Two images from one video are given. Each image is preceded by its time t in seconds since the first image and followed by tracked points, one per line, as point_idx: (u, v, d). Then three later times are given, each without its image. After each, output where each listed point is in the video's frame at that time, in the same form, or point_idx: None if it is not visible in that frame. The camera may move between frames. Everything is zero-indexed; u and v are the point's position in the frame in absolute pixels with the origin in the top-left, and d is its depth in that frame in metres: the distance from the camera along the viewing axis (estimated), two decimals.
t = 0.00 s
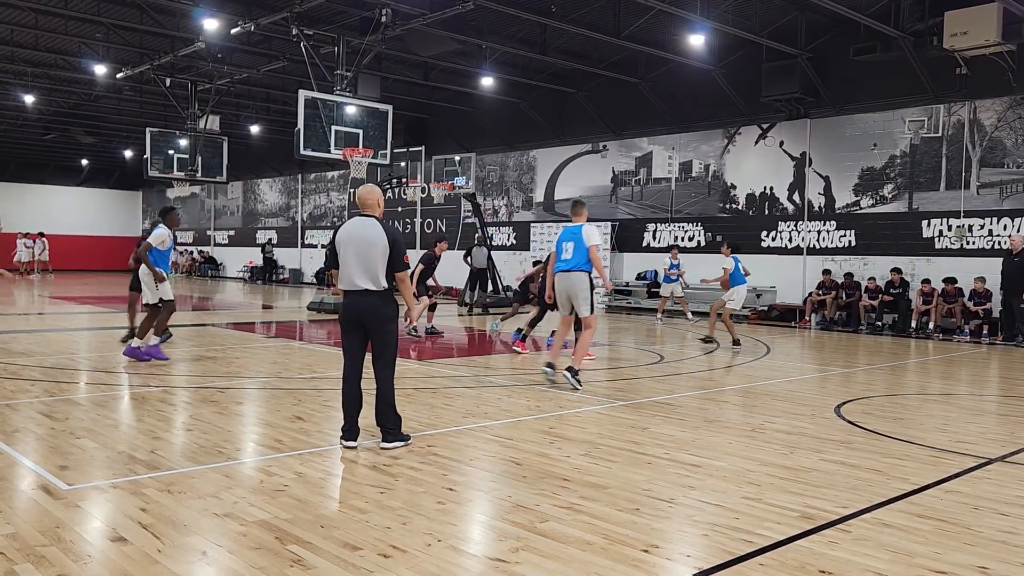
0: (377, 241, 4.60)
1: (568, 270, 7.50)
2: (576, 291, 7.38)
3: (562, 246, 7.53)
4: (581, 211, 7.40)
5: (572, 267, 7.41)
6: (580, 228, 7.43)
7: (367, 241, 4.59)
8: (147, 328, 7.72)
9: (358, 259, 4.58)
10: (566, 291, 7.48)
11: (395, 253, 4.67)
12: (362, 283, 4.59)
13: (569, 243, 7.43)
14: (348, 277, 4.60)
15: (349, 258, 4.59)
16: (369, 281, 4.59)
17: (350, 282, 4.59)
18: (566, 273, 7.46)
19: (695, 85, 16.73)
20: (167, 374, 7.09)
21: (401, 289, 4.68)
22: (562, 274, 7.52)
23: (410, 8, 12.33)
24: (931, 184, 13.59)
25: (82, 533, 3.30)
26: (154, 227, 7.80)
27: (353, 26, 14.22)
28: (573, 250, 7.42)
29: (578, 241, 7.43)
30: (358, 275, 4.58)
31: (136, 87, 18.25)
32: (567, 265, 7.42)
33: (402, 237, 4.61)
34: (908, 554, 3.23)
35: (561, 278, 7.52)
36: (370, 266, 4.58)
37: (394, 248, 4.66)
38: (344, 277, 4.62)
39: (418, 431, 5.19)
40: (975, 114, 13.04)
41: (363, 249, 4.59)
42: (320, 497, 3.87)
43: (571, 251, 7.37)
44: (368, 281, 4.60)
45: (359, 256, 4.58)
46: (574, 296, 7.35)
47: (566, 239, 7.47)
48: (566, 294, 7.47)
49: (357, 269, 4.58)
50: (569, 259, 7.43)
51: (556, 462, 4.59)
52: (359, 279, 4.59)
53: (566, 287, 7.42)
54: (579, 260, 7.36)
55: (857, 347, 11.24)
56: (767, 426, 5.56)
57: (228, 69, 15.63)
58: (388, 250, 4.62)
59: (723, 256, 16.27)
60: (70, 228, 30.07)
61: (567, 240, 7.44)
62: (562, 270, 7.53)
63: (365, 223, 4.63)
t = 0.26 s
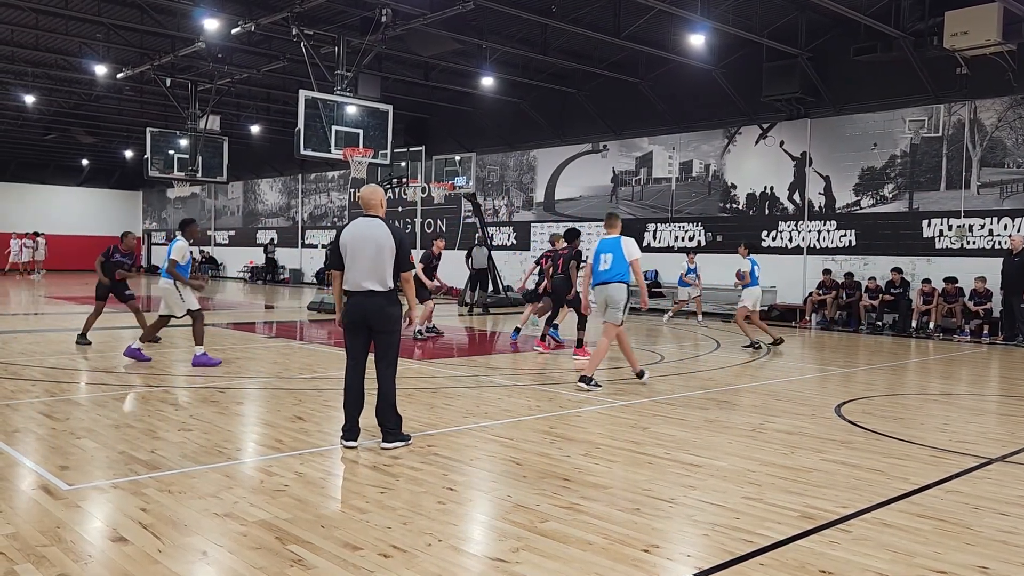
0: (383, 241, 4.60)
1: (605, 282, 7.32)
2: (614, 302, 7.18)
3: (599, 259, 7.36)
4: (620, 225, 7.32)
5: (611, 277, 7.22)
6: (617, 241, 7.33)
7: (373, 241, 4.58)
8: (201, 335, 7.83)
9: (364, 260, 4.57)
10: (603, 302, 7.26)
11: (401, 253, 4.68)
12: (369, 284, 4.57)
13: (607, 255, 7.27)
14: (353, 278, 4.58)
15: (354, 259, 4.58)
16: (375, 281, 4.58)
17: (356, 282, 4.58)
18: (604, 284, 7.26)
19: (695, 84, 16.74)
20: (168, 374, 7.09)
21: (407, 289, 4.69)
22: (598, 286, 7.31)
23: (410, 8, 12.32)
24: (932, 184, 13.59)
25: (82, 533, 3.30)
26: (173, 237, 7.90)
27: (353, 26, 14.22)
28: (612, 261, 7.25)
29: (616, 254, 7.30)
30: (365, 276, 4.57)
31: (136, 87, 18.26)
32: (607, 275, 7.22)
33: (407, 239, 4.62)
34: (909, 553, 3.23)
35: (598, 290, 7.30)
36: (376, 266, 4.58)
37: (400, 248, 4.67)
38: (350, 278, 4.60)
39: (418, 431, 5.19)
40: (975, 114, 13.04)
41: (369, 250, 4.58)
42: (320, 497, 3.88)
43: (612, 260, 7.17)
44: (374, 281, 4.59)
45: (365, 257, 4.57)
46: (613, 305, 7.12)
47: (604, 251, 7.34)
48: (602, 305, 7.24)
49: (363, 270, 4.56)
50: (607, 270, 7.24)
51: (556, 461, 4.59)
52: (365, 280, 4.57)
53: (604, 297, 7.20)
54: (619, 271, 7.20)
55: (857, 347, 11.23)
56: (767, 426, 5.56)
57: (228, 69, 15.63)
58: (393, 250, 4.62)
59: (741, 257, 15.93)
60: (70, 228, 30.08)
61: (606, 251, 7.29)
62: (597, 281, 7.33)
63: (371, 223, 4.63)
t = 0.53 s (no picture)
0: (387, 242, 4.62)
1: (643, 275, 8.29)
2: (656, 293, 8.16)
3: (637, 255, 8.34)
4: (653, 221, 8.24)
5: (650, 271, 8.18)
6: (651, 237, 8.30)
7: (377, 242, 4.59)
8: (209, 332, 7.75)
9: (369, 260, 4.57)
10: (645, 294, 8.24)
11: (404, 254, 4.70)
12: (374, 284, 4.58)
13: (644, 250, 8.25)
14: (357, 279, 4.57)
15: (359, 259, 4.57)
16: (380, 282, 4.59)
17: (361, 283, 4.57)
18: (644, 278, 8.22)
19: (696, 84, 16.74)
20: (168, 374, 7.10)
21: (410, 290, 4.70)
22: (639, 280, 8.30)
23: (410, 8, 12.31)
24: (932, 183, 13.59)
25: (83, 533, 3.30)
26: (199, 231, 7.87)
27: (353, 26, 14.22)
28: (649, 256, 8.24)
29: (652, 248, 8.30)
30: (369, 277, 4.56)
31: (137, 87, 18.27)
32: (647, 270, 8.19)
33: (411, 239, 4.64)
34: (909, 553, 3.23)
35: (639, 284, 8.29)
36: (381, 266, 4.58)
37: (402, 248, 4.69)
38: (354, 278, 4.58)
39: (418, 431, 5.19)
40: (976, 113, 13.03)
41: (375, 251, 4.59)
42: (321, 496, 3.88)
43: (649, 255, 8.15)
44: (378, 282, 4.59)
45: (371, 257, 4.57)
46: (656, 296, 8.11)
47: (640, 248, 8.31)
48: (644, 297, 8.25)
49: (369, 271, 4.56)
50: (645, 265, 8.23)
51: (556, 461, 4.59)
52: (370, 280, 4.57)
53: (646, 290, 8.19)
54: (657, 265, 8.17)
55: (858, 347, 11.24)
56: (768, 426, 5.56)
57: (228, 69, 15.64)
58: (398, 251, 4.64)
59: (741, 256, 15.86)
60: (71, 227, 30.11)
61: (642, 248, 8.28)
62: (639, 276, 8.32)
63: (374, 224, 4.64)
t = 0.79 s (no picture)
0: (394, 242, 4.62)
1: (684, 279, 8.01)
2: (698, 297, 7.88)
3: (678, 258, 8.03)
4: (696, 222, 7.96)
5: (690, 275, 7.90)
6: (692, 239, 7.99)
7: (384, 242, 4.60)
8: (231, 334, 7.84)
9: (375, 260, 4.57)
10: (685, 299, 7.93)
11: (411, 254, 4.71)
12: (380, 284, 4.58)
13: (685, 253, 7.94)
14: (363, 278, 4.57)
15: (366, 259, 4.57)
16: (386, 281, 4.59)
17: (367, 282, 4.57)
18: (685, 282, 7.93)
19: (701, 83, 16.72)
20: (175, 373, 7.12)
21: (416, 290, 4.71)
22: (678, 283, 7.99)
23: (415, 8, 12.30)
24: (939, 183, 13.54)
25: (90, 532, 3.31)
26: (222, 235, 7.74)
27: (358, 26, 14.22)
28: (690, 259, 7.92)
29: (692, 252, 8.02)
30: (375, 276, 4.57)
31: (143, 87, 18.32)
32: (688, 273, 7.89)
33: (418, 239, 4.65)
34: (915, 554, 3.22)
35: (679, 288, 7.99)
36: (387, 266, 4.59)
37: (410, 248, 4.69)
38: (360, 278, 4.59)
39: (424, 430, 5.20)
40: (983, 112, 12.98)
41: (381, 251, 4.59)
42: (326, 495, 3.89)
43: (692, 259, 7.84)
44: (385, 281, 4.59)
45: (376, 257, 4.57)
46: (698, 301, 7.83)
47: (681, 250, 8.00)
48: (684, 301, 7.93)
49: (375, 270, 4.56)
50: (687, 269, 7.93)
51: (561, 461, 4.59)
52: (376, 280, 4.57)
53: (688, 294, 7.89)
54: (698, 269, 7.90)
55: (864, 346, 11.22)
56: (774, 425, 5.56)
57: (234, 69, 15.67)
58: (404, 251, 4.64)
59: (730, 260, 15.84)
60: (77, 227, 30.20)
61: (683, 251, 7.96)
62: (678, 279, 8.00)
63: (381, 224, 4.65)
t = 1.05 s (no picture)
0: (406, 242, 4.63)
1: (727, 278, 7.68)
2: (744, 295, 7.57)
3: (721, 256, 7.70)
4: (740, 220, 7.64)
5: (735, 273, 7.58)
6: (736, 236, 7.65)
7: (397, 242, 4.61)
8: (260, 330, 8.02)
9: (388, 259, 4.58)
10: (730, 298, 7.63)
11: (423, 254, 4.72)
12: (393, 284, 4.59)
13: (731, 251, 7.60)
14: (376, 278, 4.58)
15: (379, 259, 4.58)
16: (398, 281, 4.60)
17: (380, 282, 4.58)
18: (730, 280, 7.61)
19: (715, 82, 16.67)
20: (189, 373, 7.17)
21: (428, 290, 4.72)
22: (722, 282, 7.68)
23: (427, 8, 12.30)
24: (956, 181, 13.42)
25: (105, 530, 3.34)
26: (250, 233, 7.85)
27: (371, 26, 14.25)
28: (737, 257, 7.59)
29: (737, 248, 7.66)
30: (388, 276, 4.58)
31: (158, 88, 18.44)
32: (734, 271, 7.56)
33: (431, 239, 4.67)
34: (931, 555, 3.20)
35: (723, 286, 7.67)
36: (400, 266, 4.60)
37: (422, 248, 4.70)
38: (373, 278, 4.60)
39: (437, 430, 5.20)
40: (1000, 111, 12.85)
41: (393, 251, 4.59)
42: (340, 494, 3.90)
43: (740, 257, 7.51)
44: (397, 281, 4.61)
45: (389, 257, 4.58)
46: (746, 300, 7.53)
47: (725, 248, 7.66)
48: (729, 301, 7.62)
49: (387, 270, 4.58)
50: (733, 266, 7.61)
51: (574, 460, 4.59)
52: (388, 280, 4.58)
53: (733, 292, 7.58)
54: (745, 267, 7.57)
55: (878, 347, 11.15)
56: (787, 426, 5.53)
57: (248, 70, 15.74)
58: (417, 251, 4.65)
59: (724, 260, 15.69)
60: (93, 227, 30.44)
61: (727, 248, 7.62)
62: (723, 278, 7.68)
63: (394, 223, 4.66)
